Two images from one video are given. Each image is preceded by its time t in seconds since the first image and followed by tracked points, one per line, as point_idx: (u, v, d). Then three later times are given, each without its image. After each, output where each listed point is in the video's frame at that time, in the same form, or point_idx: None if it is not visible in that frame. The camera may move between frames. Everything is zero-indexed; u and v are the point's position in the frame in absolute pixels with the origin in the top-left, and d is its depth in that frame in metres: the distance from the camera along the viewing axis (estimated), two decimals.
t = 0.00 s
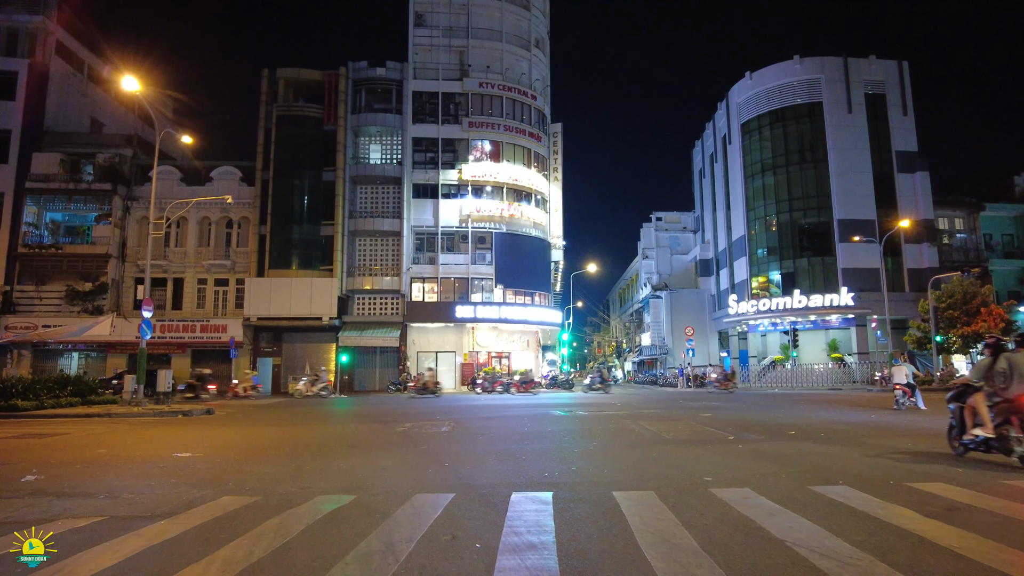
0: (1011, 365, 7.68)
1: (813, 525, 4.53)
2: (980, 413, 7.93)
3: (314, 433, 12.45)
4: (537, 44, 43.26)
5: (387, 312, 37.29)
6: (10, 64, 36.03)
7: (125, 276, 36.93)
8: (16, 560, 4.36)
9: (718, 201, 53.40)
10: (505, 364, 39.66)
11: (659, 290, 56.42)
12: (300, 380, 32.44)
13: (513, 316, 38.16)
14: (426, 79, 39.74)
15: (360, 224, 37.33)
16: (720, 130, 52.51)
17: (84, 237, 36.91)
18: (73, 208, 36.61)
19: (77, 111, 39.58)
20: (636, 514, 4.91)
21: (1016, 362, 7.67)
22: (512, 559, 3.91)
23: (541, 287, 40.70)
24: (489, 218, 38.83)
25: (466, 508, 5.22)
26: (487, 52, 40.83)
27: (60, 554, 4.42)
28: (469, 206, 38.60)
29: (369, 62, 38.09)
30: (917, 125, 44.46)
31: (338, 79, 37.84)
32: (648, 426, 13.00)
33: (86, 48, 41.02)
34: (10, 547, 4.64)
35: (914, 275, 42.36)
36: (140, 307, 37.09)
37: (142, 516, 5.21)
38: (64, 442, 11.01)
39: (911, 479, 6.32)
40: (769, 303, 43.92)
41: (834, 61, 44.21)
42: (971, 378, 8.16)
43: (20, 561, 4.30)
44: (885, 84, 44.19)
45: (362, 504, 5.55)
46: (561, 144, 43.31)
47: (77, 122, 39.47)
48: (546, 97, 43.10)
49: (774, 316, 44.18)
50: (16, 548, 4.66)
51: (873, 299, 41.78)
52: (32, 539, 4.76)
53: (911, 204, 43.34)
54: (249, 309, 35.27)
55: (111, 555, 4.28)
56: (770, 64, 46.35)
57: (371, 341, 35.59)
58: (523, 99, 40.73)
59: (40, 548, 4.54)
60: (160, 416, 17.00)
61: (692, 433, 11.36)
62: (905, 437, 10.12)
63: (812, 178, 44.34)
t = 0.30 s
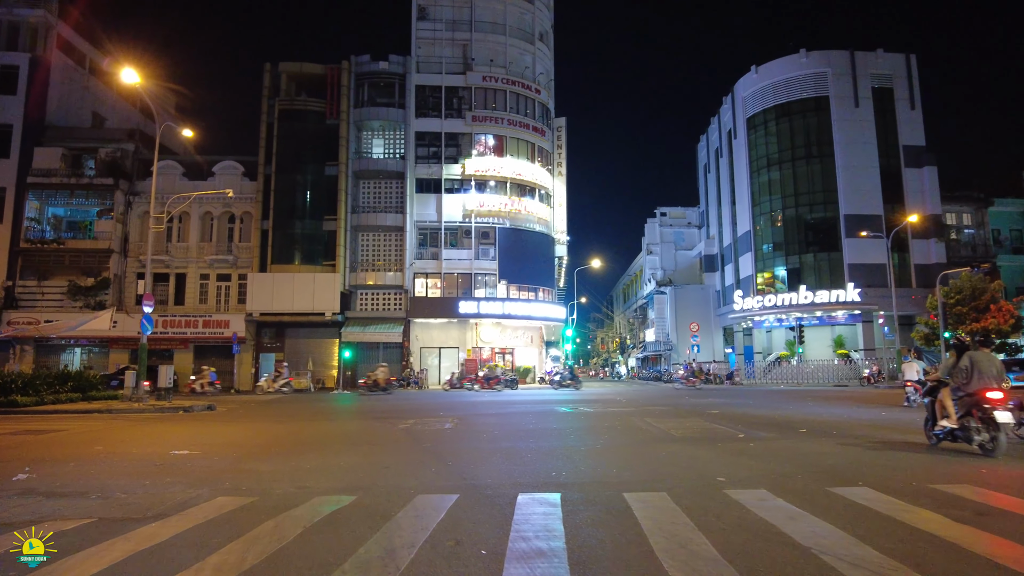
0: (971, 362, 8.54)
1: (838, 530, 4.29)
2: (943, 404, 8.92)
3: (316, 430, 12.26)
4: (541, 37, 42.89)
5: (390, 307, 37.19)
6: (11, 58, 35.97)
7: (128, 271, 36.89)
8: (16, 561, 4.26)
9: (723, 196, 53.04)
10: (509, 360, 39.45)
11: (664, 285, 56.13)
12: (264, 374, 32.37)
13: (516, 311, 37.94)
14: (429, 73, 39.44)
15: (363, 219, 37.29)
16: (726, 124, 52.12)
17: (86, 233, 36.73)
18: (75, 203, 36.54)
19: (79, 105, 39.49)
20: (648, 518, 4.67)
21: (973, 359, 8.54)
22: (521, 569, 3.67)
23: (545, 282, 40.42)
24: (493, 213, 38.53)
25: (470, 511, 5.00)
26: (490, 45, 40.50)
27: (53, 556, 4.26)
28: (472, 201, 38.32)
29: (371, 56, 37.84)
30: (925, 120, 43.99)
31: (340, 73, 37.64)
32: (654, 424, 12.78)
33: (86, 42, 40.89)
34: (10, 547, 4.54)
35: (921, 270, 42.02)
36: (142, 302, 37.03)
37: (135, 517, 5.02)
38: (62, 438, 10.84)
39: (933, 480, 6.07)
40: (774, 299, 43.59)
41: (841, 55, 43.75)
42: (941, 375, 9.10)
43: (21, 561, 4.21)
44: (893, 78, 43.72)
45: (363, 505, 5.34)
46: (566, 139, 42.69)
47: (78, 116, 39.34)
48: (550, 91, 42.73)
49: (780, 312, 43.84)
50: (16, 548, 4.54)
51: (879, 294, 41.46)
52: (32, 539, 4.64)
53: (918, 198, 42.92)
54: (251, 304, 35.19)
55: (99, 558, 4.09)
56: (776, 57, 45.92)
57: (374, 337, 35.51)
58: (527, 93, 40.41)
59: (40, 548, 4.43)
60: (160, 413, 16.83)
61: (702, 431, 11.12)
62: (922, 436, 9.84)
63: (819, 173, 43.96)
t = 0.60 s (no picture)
0: (953, 361, 9.28)
1: (884, 540, 3.97)
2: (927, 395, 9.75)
3: (322, 428, 12.02)
4: (549, 31, 42.48)
5: (398, 304, 36.96)
6: (19, 54, 36.08)
7: (135, 267, 36.82)
8: (16, 561, 4.12)
9: (733, 192, 52.51)
10: (517, 356, 39.20)
11: (673, 282, 55.70)
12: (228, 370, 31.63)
13: (525, 308, 37.63)
14: (437, 68, 39.14)
15: (370, 215, 36.80)
16: (736, 119, 51.56)
17: (94, 229, 36.30)
18: (83, 199, 36.50)
19: (87, 101, 39.57)
20: (676, 525, 4.37)
21: (955, 358, 9.24)
22: None
23: (554, 278, 40.07)
24: (501, 208, 38.20)
25: (485, 516, 4.71)
26: (499, 39, 40.15)
27: (50, 558, 4.08)
28: (480, 196, 38.03)
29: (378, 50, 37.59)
30: (939, 113, 43.30)
31: (347, 67, 37.43)
32: (668, 423, 12.46)
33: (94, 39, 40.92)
34: (10, 547, 4.40)
35: (935, 266, 41.40)
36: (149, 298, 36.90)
37: (133, 520, 4.78)
38: (66, 435, 10.67)
39: (973, 484, 5.74)
40: (786, 295, 43.07)
41: (854, 48, 43.11)
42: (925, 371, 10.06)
43: (21, 561, 4.07)
44: (907, 70, 43.03)
45: (371, 509, 5.06)
46: (574, 133, 42.48)
47: (86, 112, 39.37)
48: (559, 85, 42.33)
49: (791, 309, 43.34)
50: (16, 548, 4.41)
51: (893, 290, 40.90)
52: (32, 539, 4.49)
53: (933, 193, 42.29)
54: (258, 301, 34.99)
55: (92, 565, 3.84)
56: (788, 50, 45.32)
57: (383, 333, 35.33)
58: (535, 87, 40.01)
59: (41, 548, 4.28)
60: (167, 409, 16.69)
61: (720, 430, 10.76)
62: (950, 437, 9.49)
63: (831, 168, 43.39)
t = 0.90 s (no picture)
0: (954, 361, 10.39)
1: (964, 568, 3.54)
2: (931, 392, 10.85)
3: (337, 429, 11.71)
4: (565, 26, 41.98)
5: (413, 302, 36.68)
6: (37, 54, 36.35)
7: (151, 266, 36.74)
8: (15, 562, 3.97)
9: (752, 188, 51.70)
10: (533, 355, 38.84)
11: (691, 280, 55.02)
12: (199, 371, 31.59)
13: (541, 306, 37.20)
14: (452, 64, 38.81)
15: (386, 212, 36.60)
16: (755, 114, 50.75)
17: (111, 227, 36.47)
18: (100, 197, 36.55)
19: (104, 100, 39.81)
20: (728, 545, 3.94)
21: (955, 358, 10.36)
22: None
23: (570, 276, 39.59)
24: (517, 205, 37.81)
25: (513, 530, 4.32)
26: (514, 34, 39.74)
27: (42, 567, 3.82)
28: (496, 193, 37.62)
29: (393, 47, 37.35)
30: (966, 106, 42.20)
31: (362, 64, 37.21)
32: (694, 425, 12.04)
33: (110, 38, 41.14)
34: (11, 547, 4.30)
35: (961, 263, 40.41)
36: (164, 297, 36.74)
37: (135, 531, 4.44)
38: (77, 435, 10.49)
39: None
40: (807, 293, 42.29)
41: (876, 40, 42.14)
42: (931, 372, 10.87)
43: (21, 561, 3.94)
44: (932, 63, 41.97)
45: (389, 519, 4.70)
46: (591, 129, 41.91)
47: (103, 111, 39.59)
48: (576, 80, 41.81)
49: (812, 307, 42.53)
50: (17, 548, 4.32)
51: (917, 288, 39.94)
52: (32, 539, 4.37)
53: (959, 188, 41.21)
54: (274, 299, 34.87)
55: None
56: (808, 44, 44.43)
57: (398, 332, 35.09)
58: (551, 82, 39.55)
59: (42, 548, 4.13)
60: (181, 408, 16.51)
61: (750, 432, 10.34)
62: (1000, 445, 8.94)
63: (853, 163, 42.50)
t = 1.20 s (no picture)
0: (964, 360, 10.98)
1: None
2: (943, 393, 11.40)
3: (355, 430, 11.35)
4: (585, 21, 41.36)
5: (431, 301, 36.36)
6: (59, 55, 36.67)
7: (171, 265, 36.80)
8: (15, 561, 3.91)
9: (775, 184, 50.72)
10: (552, 354, 38.33)
11: (713, 278, 54.14)
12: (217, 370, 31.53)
13: (561, 304, 36.67)
14: (470, 60, 38.42)
15: (404, 210, 36.39)
16: (778, 109, 49.74)
17: (131, 226, 36.69)
18: (120, 197, 36.82)
19: (124, 101, 40.08)
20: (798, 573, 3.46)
21: (965, 357, 10.95)
22: None
23: (590, 274, 39.00)
24: (536, 203, 37.31)
25: (547, 549, 3.88)
26: (533, 30, 39.25)
27: None
28: (514, 190, 37.14)
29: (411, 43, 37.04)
30: (999, 98, 40.83)
31: (380, 61, 36.97)
32: (726, 428, 11.52)
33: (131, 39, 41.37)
34: (10, 547, 4.23)
35: (994, 260, 39.16)
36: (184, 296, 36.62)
37: (129, 545, 4.06)
38: (90, 434, 10.28)
39: None
40: (833, 291, 41.23)
41: (905, 31, 40.94)
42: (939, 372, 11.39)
43: (20, 561, 3.87)
44: (963, 54, 40.70)
45: (411, 533, 4.29)
46: (612, 125, 40.98)
47: (123, 111, 39.87)
48: (595, 76, 41.17)
49: (838, 305, 41.48)
50: (16, 548, 4.24)
51: (948, 286, 38.75)
52: (32, 539, 4.29)
53: (992, 181, 39.98)
54: (292, 298, 34.72)
55: None
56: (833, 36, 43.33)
57: (416, 331, 34.91)
58: (570, 78, 38.99)
59: (42, 548, 4.06)
60: (198, 408, 16.32)
61: (788, 435, 9.81)
62: None
63: (880, 158, 41.46)
